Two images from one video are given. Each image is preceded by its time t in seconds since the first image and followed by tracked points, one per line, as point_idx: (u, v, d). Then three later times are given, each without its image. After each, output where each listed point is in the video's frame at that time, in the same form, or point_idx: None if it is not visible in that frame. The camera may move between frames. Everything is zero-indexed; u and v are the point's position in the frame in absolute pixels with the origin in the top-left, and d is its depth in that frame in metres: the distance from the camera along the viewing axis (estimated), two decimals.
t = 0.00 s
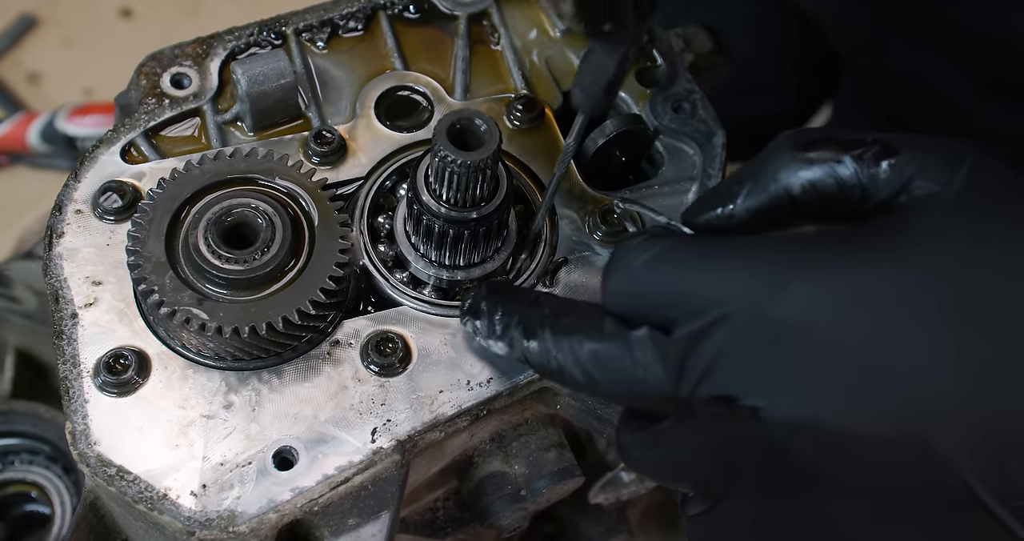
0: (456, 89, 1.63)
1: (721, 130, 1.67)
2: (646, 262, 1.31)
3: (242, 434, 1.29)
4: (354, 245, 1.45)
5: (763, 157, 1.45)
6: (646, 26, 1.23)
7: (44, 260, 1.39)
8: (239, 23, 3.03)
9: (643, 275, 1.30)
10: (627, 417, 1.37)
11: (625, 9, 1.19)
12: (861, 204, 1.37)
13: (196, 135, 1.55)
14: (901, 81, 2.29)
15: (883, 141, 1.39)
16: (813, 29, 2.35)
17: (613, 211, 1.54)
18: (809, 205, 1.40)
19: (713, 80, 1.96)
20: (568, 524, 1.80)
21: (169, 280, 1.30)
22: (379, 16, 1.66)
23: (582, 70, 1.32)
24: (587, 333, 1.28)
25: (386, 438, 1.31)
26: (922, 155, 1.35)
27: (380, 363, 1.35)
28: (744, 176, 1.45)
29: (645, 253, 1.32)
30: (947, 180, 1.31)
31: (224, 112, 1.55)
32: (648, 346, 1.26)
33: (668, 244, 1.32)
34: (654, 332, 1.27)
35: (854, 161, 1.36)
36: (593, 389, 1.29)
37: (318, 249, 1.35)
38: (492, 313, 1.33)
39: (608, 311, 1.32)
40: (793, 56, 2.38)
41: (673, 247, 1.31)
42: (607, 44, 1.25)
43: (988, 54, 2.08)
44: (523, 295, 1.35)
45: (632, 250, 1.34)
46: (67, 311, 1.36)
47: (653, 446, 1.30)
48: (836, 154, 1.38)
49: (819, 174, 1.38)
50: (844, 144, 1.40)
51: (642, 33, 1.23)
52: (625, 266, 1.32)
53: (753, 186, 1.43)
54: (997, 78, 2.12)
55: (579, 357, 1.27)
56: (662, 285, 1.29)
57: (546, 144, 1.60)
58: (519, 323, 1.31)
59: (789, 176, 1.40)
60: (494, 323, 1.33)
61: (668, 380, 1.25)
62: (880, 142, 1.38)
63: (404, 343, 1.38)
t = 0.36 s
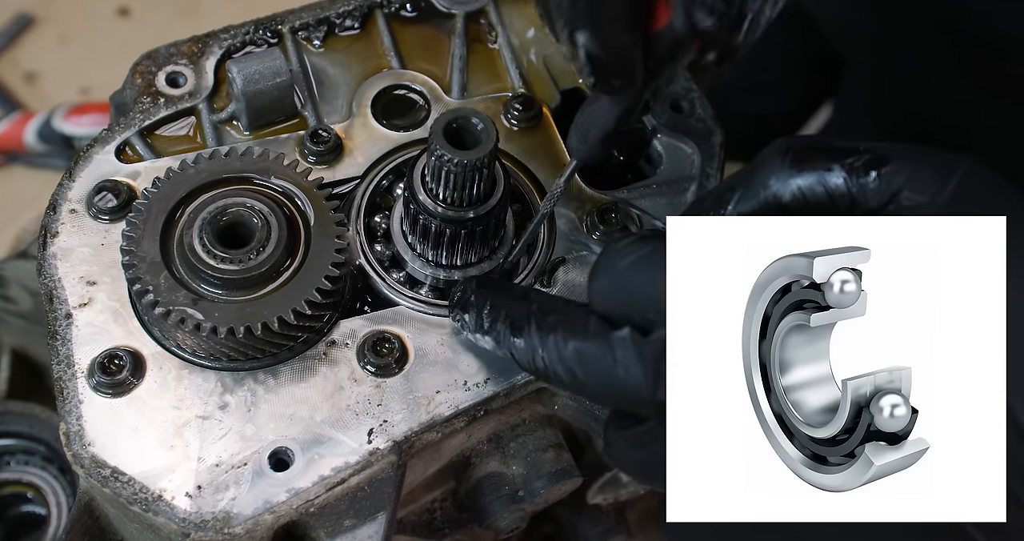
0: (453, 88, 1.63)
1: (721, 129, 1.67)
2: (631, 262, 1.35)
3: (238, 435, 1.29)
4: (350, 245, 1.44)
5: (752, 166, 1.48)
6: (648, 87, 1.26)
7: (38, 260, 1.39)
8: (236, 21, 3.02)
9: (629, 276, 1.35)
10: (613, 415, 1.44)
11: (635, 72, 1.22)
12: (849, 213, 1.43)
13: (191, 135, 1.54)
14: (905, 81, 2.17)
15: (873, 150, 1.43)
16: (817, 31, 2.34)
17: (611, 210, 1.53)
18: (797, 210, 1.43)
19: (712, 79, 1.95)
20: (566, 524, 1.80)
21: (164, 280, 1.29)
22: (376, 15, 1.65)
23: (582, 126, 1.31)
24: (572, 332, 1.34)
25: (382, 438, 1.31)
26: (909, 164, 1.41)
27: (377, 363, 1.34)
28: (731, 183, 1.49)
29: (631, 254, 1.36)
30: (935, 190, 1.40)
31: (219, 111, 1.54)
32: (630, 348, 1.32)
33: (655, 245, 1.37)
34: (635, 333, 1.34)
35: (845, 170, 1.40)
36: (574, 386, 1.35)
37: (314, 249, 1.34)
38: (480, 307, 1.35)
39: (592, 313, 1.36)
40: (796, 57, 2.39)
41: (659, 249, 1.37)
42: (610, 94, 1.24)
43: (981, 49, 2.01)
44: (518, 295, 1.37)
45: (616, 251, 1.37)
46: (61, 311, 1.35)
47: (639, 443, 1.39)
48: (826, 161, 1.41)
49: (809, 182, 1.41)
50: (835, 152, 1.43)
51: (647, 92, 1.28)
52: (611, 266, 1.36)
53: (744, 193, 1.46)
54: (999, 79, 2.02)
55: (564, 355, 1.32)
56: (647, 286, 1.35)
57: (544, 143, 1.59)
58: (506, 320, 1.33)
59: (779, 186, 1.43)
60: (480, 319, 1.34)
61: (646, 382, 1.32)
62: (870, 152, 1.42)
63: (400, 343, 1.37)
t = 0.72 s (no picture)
0: (452, 86, 1.63)
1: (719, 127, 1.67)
2: (604, 244, 1.35)
3: (237, 432, 1.29)
4: (349, 242, 1.45)
5: (726, 160, 1.53)
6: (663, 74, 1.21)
7: (38, 258, 1.39)
8: (236, 20, 3.02)
9: (601, 257, 1.35)
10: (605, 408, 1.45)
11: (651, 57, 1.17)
12: (821, 205, 1.46)
13: (191, 132, 1.54)
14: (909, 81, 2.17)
15: (844, 142, 1.48)
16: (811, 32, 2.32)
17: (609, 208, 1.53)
18: (771, 204, 1.48)
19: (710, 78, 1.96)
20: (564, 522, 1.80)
21: (163, 277, 1.29)
22: (375, 13, 1.65)
23: (591, 108, 1.28)
24: (544, 312, 1.32)
25: (381, 435, 1.31)
26: (878, 156, 1.45)
27: (376, 360, 1.34)
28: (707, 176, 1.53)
29: (602, 237, 1.36)
30: (900, 179, 1.43)
31: (218, 109, 1.55)
32: (600, 327, 1.31)
33: (626, 227, 1.37)
34: (606, 312, 1.32)
35: (816, 162, 1.44)
36: (546, 369, 1.34)
37: (313, 246, 1.34)
38: (454, 291, 1.35)
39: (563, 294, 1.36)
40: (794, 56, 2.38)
41: (629, 232, 1.36)
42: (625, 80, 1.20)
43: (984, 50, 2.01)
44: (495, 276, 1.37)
45: (589, 233, 1.37)
46: (60, 309, 1.35)
47: (609, 424, 1.39)
48: (796, 153, 1.46)
49: (780, 174, 1.46)
50: (805, 145, 1.48)
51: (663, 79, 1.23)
52: (583, 249, 1.36)
53: (717, 184, 1.51)
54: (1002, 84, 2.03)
55: (537, 336, 1.31)
56: (620, 267, 1.35)
57: (542, 141, 1.60)
58: (482, 302, 1.33)
59: (752, 175, 1.48)
60: (455, 302, 1.35)
61: (616, 362, 1.31)
62: (841, 145, 1.47)
63: (399, 341, 1.37)
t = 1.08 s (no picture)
0: (450, 85, 1.65)
1: (713, 125, 1.70)
2: (604, 237, 1.41)
3: (237, 426, 1.31)
4: (348, 239, 1.47)
5: (720, 161, 1.59)
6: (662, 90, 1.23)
7: (41, 254, 1.41)
8: (236, 20, 3.04)
9: (602, 251, 1.41)
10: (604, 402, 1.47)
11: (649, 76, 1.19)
12: (813, 203, 1.52)
13: (191, 131, 1.56)
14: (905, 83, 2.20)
15: (836, 142, 1.54)
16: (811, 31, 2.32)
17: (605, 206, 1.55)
18: (765, 202, 1.53)
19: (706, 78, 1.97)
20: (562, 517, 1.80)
21: (164, 274, 1.31)
22: (373, 13, 1.67)
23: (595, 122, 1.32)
24: (546, 303, 1.37)
25: (380, 429, 1.33)
26: (869, 155, 1.51)
27: (374, 355, 1.36)
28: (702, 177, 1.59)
29: (603, 230, 1.42)
30: (890, 178, 1.49)
31: (219, 107, 1.56)
32: (599, 319, 1.38)
33: (624, 222, 1.43)
34: (604, 304, 1.39)
35: (808, 162, 1.51)
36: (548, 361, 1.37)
37: (312, 243, 1.36)
38: (464, 284, 1.38)
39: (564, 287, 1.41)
40: (799, 58, 2.38)
41: (629, 227, 1.42)
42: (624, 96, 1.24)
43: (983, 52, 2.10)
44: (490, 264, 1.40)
45: (589, 226, 1.43)
46: (63, 305, 1.37)
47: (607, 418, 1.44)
48: (789, 153, 1.52)
49: (774, 174, 1.52)
50: (798, 145, 1.55)
51: (663, 94, 1.25)
52: (583, 241, 1.42)
53: (712, 184, 1.56)
54: (1001, 85, 2.09)
55: (541, 327, 1.35)
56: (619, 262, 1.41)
57: (539, 139, 1.61)
58: (489, 294, 1.36)
59: (746, 175, 1.54)
60: (465, 290, 1.38)
61: (613, 354, 1.37)
62: (832, 145, 1.53)
63: (397, 336, 1.39)
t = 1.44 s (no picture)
0: (451, 84, 1.66)
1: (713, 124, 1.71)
2: (625, 227, 1.41)
3: (242, 421, 1.32)
4: (351, 237, 1.48)
5: (735, 153, 1.56)
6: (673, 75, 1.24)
7: (47, 252, 1.42)
8: (238, 19, 3.05)
9: (623, 240, 1.40)
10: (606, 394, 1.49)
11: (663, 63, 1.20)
12: (831, 196, 1.51)
13: (196, 130, 1.58)
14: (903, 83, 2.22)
15: (853, 134, 1.52)
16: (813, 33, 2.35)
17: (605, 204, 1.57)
18: (782, 194, 1.51)
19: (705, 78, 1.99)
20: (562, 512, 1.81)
21: (169, 271, 1.32)
22: (376, 13, 1.69)
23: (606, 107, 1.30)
24: (567, 292, 1.36)
25: (382, 425, 1.34)
26: (887, 148, 1.50)
27: (377, 351, 1.38)
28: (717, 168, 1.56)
29: (624, 221, 1.42)
30: (908, 171, 1.49)
31: (223, 106, 1.58)
32: (620, 308, 1.36)
33: (644, 214, 1.42)
34: (625, 294, 1.38)
35: (827, 154, 1.49)
36: (569, 349, 1.36)
37: (316, 241, 1.37)
38: (486, 270, 1.39)
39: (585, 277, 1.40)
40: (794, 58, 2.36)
41: (649, 217, 1.41)
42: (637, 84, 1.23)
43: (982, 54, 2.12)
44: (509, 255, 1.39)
45: (608, 217, 1.43)
46: (69, 302, 1.38)
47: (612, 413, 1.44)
48: (807, 145, 1.50)
49: (792, 166, 1.50)
50: (816, 136, 1.52)
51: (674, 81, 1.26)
52: (602, 232, 1.42)
53: (729, 175, 1.53)
54: (998, 86, 2.12)
55: (561, 316, 1.34)
56: (641, 251, 1.39)
57: (540, 138, 1.63)
58: (510, 284, 1.37)
59: (764, 167, 1.51)
60: (487, 279, 1.39)
61: (635, 343, 1.36)
62: (850, 137, 1.51)
63: (400, 333, 1.41)
